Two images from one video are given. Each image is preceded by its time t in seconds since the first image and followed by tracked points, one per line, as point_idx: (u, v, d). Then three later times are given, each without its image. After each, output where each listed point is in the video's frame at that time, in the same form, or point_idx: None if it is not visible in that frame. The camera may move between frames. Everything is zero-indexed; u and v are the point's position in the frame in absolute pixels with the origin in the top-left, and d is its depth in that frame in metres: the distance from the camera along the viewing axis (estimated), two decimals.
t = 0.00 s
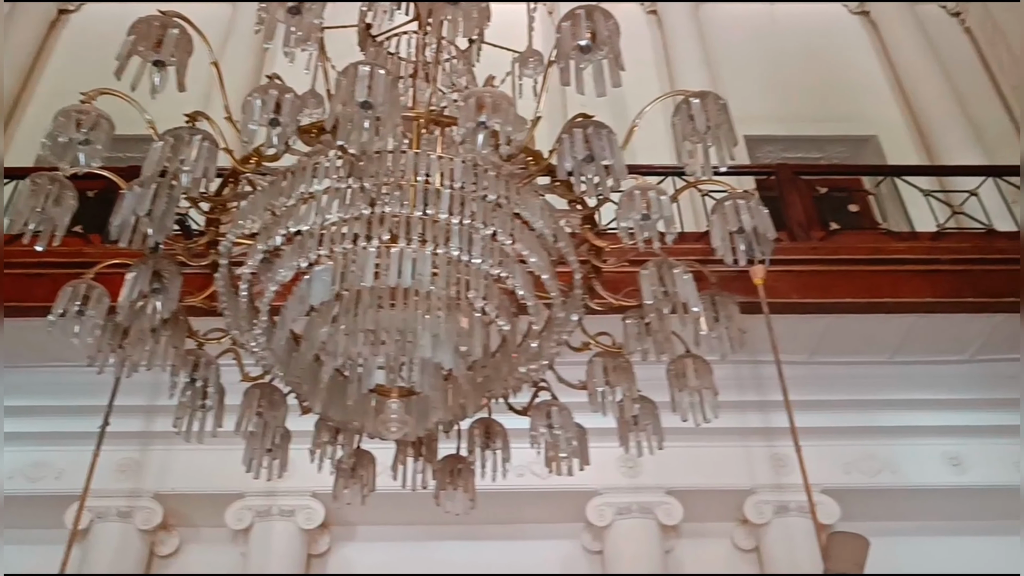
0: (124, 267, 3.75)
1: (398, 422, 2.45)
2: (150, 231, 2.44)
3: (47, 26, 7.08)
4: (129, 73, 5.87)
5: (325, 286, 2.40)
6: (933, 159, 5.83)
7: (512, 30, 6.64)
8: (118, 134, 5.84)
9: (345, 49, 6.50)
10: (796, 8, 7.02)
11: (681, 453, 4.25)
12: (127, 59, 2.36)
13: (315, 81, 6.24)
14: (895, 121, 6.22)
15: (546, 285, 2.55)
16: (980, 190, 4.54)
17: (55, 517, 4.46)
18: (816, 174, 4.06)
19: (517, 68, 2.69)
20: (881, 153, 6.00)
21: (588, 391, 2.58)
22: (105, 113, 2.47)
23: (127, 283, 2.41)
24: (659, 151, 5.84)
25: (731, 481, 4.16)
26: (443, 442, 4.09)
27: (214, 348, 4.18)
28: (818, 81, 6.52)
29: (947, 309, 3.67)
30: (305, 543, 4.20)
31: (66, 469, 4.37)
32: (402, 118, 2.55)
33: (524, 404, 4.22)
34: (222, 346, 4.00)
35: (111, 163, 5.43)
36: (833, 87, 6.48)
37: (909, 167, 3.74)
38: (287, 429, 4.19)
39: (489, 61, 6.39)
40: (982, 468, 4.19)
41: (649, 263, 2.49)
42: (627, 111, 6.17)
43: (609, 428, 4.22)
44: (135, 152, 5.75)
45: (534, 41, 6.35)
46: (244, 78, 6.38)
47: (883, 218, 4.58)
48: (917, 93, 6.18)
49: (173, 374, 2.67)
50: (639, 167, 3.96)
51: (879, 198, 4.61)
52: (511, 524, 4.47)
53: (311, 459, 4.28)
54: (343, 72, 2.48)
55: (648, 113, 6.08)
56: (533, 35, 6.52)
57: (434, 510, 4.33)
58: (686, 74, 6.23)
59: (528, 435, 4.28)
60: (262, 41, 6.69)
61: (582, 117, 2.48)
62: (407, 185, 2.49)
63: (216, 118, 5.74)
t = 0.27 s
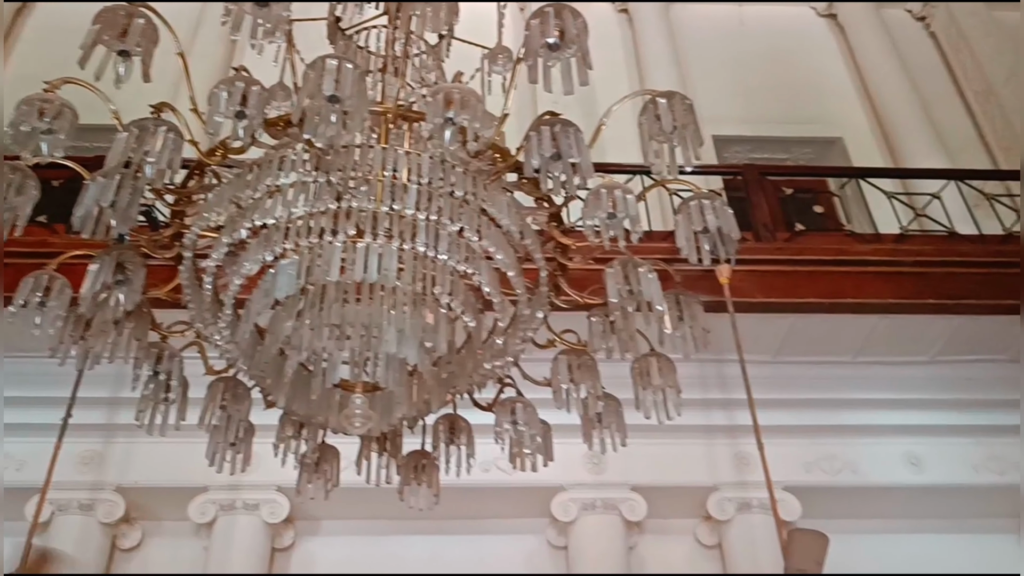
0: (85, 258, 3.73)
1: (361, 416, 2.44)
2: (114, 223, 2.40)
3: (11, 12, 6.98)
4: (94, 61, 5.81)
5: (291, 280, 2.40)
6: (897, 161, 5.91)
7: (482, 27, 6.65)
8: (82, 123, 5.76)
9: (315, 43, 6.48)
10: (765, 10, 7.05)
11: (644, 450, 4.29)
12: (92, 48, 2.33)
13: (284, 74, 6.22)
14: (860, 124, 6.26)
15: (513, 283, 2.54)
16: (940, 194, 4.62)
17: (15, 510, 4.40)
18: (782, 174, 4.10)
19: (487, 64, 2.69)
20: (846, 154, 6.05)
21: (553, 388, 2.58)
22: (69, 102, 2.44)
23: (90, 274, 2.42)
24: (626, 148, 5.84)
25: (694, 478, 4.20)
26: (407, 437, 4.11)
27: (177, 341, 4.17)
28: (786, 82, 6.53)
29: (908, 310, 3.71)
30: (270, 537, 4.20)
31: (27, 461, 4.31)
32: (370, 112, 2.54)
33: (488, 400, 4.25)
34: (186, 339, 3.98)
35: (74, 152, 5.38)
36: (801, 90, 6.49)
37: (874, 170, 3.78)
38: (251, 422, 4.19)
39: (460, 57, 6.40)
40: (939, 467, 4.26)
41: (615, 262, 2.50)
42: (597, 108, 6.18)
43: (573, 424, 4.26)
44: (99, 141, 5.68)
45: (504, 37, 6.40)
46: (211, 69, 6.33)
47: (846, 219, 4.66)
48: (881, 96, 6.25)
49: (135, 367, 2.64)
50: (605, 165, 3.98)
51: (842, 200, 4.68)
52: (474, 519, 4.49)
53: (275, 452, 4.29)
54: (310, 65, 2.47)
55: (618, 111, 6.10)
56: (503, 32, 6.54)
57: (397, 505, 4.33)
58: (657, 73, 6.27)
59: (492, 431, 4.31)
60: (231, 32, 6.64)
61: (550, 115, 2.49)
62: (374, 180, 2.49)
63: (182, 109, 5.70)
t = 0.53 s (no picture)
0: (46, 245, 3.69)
1: (325, 408, 2.42)
2: (76, 211, 2.37)
3: None
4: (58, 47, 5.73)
5: (256, 271, 2.36)
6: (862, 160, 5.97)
7: (453, 20, 6.65)
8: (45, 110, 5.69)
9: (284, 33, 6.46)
10: (734, 9, 7.11)
11: (609, 444, 4.32)
12: (54, 34, 2.30)
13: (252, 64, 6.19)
14: (826, 123, 6.32)
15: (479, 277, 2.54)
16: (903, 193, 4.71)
17: None
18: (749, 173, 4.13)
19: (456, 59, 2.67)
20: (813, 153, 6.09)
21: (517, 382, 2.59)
22: (32, 89, 2.42)
23: (52, 263, 2.40)
24: (596, 143, 5.84)
25: (658, 472, 4.24)
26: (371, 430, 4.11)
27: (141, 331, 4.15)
28: (756, 80, 6.56)
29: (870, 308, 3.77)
30: (234, 528, 4.19)
31: None
32: (338, 104, 2.53)
33: (454, 393, 4.27)
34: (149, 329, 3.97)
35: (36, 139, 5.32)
36: (771, 89, 6.51)
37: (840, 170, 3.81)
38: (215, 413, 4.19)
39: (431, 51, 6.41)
40: (901, 463, 4.32)
41: (581, 257, 2.48)
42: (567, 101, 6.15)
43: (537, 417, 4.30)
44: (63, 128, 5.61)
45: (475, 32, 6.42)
46: (179, 58, 6.28)
47: (812, 217, 4.73)
48: (847, 96, 6.32)
49: (97, 356, 2.63)
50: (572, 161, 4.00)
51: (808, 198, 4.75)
52: (439, 510, 4.50)
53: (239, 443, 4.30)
54: (278, 56, 2.47)
55: (588, 106, 6.11)
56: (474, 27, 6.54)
57: (361, 497, 4.34)
58: (627, 70, 6.30)
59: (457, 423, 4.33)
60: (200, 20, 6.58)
61: (517, 110, 2.48)
62: (340, 172, 2.47)
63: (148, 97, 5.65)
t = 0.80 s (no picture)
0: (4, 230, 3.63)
1: (289, 397, 2.45)
2: (38, 197, 2.34)
3: None
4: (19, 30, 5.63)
5: (221, 261, 2.33)
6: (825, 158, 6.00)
7: (422, 12, 6.64)
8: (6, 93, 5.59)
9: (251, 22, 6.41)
10: (703, 7, 7.13)
11: (573, 436, 4.35)
12: (17, 19, 2.28)
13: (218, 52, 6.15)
14: (791, 120, 6.35)
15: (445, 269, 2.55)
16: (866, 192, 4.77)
17: None
18: (717, 168, 4.16)
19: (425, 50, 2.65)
20: (778, 151, 6.11)
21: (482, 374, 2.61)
22: None
23: (13, 249, 2.38)
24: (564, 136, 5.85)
25: (621, 464, 4.28)
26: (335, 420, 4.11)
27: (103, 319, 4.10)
28: (723, 78, 6.60)
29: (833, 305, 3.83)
30: (197, 518, 4.15)
31: None
32: (305, 94, 2.53)
33: (419, 384, 4.26)
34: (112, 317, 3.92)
35: None
36: (738, 88, 6.54)
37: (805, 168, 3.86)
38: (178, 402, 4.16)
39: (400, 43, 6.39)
40: (859, 455, 4.42)
41: (546, 250, 2.48)
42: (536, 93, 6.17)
43: (500, 409, 4.32)
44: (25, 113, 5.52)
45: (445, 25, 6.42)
46: (145, 44, 6.20)
47: (776, 215, 4.80)
48: (812, 94, 6.39)
49: (57, 344, 2.60)
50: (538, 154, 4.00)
51: (773, 196, 4.82)
52: (404, 501, 4.50)
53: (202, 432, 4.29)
54: (244, 45, 2.45)
55: (556, 99, 6.11)
56: (444, 19, 6.56)
57: (324, 487, 4.33)
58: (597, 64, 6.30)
59: (422, 415, 4.34)
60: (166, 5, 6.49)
61: (485, 103, 2.47)
62: (307, 162, 2.44)
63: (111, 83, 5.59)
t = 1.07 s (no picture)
0: None
1: (251, 387, 2.46)
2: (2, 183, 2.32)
3: None
4: None
5: (185, 248, 2.32)
6: (792, 155, 6.02)
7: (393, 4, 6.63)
8: None
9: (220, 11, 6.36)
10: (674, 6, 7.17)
11: (540, 428, 4.28)
12: None
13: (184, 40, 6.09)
14: (760, 120, 6.40)
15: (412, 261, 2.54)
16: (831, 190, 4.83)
17: None
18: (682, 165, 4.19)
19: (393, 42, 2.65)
20: (745, 149, 6.18)
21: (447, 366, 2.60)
22: None
23: None
24: (531, 130, 5.86)
25: (586, 457, 4.21)
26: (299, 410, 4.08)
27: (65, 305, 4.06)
28: (692, 76, 6.65)
29: (797, 301, 3.88)
30: (159, 507, 4.06)
31: None
32: (272, 83, 2.53)
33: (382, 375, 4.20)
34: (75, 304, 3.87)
35: None
36: (708, 86, 6.60)
37: (773, 165, 3.90)
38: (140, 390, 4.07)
39: (369, 35, 6.38)
40: (822, 448, 4.37)
41: (512, 244, 2.48)
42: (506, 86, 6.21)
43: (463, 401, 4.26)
44: None
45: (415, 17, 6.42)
46: (111, 31, 6.12)
47: (743, 212, 4.89)
48: (777, 90, 6.43)
49: (18, 330, 2.57)
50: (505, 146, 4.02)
51: (738, 191, 4.91)
52: (374, 492, 4.37)
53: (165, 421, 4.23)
54: (211, 33, 2.45)
55: (525, 93, 6.13)
56: (414, 11, 6.57)
57: (288, 476, 4.20)
58: (567, 59, 6.31)
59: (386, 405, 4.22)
60: None
61: (452, 96, 2.46)
62: (273, 152, 2.43)
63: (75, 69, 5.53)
